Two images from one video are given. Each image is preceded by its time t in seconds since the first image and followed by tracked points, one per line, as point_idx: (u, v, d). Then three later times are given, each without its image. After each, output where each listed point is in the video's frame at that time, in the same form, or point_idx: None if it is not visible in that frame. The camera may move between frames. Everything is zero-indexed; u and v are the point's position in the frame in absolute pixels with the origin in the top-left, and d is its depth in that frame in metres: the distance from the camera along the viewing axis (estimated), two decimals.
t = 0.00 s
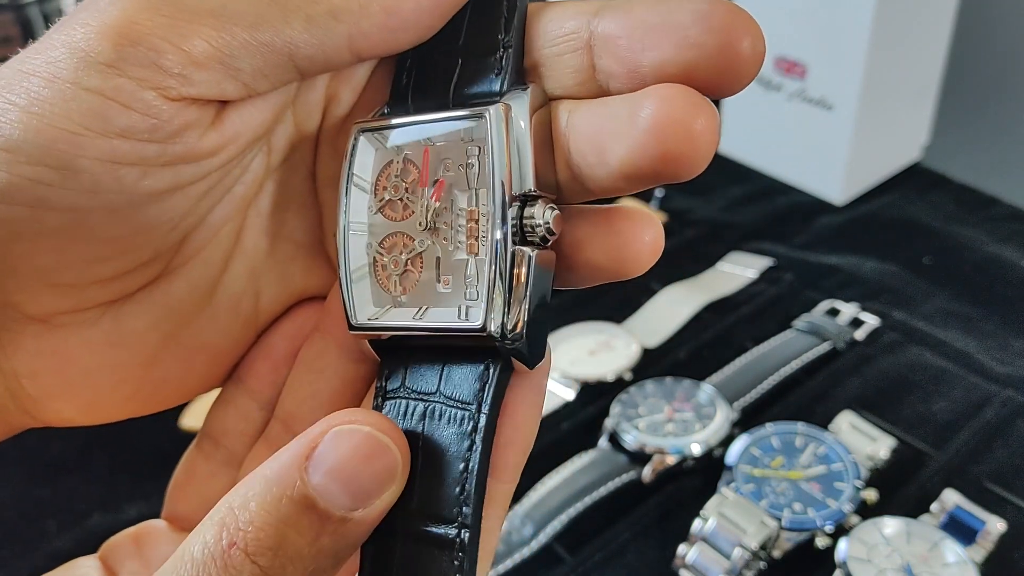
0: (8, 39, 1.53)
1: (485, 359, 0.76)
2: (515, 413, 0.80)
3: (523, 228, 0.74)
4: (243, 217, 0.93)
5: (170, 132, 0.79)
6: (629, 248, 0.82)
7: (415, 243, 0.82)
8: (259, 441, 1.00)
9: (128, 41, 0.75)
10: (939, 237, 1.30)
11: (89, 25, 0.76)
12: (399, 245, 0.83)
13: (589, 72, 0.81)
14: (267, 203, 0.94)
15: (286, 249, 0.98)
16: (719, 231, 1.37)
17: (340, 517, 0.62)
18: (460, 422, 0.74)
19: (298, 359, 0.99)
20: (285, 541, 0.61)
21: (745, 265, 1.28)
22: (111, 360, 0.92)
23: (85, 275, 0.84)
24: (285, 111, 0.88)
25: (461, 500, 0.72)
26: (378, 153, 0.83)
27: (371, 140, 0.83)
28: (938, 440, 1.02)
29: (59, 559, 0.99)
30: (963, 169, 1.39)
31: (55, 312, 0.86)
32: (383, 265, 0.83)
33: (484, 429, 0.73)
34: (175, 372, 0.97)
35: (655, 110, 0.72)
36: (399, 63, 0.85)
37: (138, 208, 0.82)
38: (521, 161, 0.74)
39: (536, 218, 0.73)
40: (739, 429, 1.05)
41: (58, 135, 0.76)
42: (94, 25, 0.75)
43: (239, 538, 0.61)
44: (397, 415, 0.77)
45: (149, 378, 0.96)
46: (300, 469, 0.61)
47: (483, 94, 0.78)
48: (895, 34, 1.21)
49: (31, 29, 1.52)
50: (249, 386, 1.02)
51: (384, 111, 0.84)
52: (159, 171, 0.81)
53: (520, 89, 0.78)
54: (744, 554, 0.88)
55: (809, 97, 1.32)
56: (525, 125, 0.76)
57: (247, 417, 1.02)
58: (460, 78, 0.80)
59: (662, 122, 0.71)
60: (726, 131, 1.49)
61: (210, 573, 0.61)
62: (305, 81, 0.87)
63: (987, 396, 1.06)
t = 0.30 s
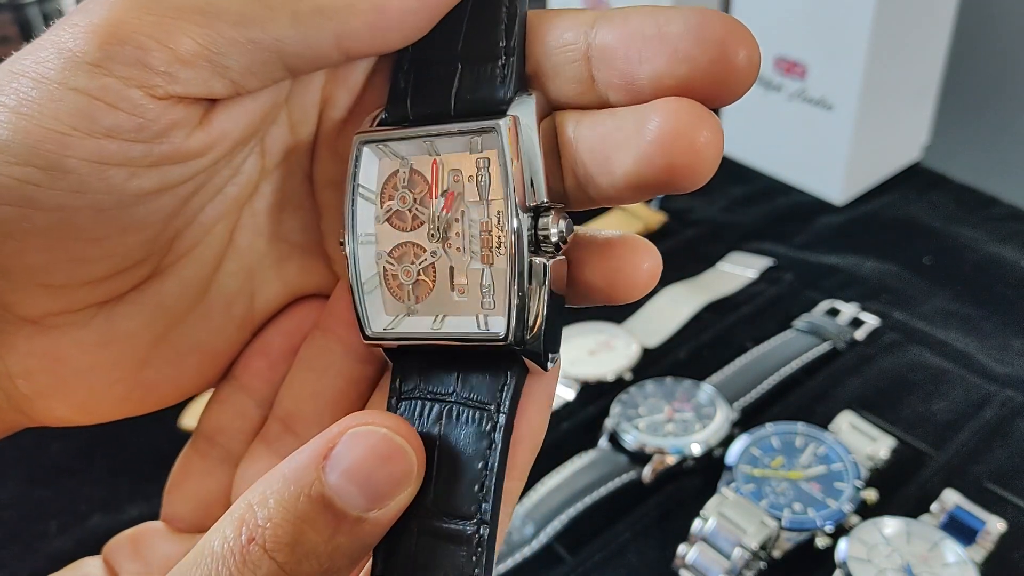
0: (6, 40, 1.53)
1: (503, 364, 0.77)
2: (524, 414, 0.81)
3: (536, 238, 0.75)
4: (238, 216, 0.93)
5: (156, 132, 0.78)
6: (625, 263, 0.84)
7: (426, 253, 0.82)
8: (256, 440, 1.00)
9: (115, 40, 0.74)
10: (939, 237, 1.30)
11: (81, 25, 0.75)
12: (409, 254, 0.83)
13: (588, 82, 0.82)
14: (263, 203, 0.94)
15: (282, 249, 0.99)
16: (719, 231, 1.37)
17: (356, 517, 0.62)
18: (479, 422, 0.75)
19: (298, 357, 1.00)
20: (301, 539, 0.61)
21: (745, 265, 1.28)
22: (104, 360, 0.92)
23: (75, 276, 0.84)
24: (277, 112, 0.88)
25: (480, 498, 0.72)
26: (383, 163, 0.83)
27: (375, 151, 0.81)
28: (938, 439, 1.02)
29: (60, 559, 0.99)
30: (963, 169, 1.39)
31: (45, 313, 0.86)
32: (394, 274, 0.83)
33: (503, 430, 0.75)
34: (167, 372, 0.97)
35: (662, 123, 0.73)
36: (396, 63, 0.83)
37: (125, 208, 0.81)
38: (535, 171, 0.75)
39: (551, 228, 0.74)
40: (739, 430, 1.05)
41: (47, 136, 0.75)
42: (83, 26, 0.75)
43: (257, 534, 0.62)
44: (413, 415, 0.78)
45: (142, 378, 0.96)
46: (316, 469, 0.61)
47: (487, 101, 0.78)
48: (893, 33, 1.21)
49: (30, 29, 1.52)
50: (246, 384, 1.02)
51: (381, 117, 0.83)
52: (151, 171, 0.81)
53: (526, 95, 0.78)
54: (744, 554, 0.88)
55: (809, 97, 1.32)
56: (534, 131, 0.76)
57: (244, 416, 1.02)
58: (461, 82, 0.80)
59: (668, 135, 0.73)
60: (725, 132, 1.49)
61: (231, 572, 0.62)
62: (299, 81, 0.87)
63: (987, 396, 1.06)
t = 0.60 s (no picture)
0: (7, 42, 1.53)
1: (515, 374, 0.79)
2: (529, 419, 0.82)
3: (553, 249, 0.76)
4: (239, 228, 0.93)
5: (154, 142, 0.77)
6: (633, 257, 0.84)
7: (437, 264, 0.82)
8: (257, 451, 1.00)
9: (113, 51, 0.73)
10: (939, 237, 1.30)
11: (78, 39, 0.75)
12: (418, 265, 0.82)
13: (597, 90, 0.83)
14: (262, 216, 0.94)
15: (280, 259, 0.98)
16: (719, 232, 1.36)
17: (366, 521, 0.62)
18: (493, 430, 0.77)
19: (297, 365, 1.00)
20: (311, 541, 0.61)
21: (745, 265, 1.28)
22: (103, 372, 0.92)
23: (76, 287, 0.85)
24: (276, 123, 0.89)
25: (500, 506, 0.75)
26: (392, 173, 0.82)
27: (387, 160, 0.80)
28: (938, 439, 1.02)
29: (60, 559, 0.99)
30: (963, 169, 1.39)
31: (44, 327, 0.87)
32: (401, 285, 0.82)
33: (517, 439, 0.76)
34: (166, 383, 0.98)
35: (679, 124, 0.75)
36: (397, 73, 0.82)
37: (122, 219, 0.81)
38: (553, 187, 0.77)
39: (568, 240, 0.76)
40: (738, 429, 1.05)
41: (44, 147, 0.75)
42: (82, 38, 0.74)
43: (267, 533, 0.61)
44: (424, 426, 0.78)
45: (142, 391, 0.97)
46: (329, 472, 0.61)
47: (499, 116, 0.79)
48: (891, 36, 1.21)
49: (31, 30, 1.52)
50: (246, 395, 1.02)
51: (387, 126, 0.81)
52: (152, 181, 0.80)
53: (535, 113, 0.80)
54: (743, 554, 0.88)
55: (809, 97, 1.32)
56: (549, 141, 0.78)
57: (243, 425, 1.02)
58: (469, 95, 0.80)
59: (686, 136, 0.74)
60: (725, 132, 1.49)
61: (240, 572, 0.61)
62: (300, 91, 0.87)
63: (987, 396, 1.06)
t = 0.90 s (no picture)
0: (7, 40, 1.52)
1: (515, 378, 0.79)
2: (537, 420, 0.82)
3: (554, 254, 0.77)
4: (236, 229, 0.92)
5: (150, 146, 0.78)
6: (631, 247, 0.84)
7: (437, 268, 0.81)
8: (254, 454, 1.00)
9: (109, 56, 0.74)
10: (939, 237, 1.30)
11: (76, 44, 0.75)
12: (418, 270, 0.81)
13: (598, 92, 0.83)
14: (258, 220, 0.93)
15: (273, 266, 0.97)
16: (719, 232, 1.36)
17: (371, 520, 0.63)
18: (496, 433, 0.77)
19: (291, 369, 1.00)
20: (317, 537, 0.61)
21: (745, 265, 1.28)
22: (102, 373, 0.92)
23: (75, 290, 0.85)
24: (271, 128, 0.88)
25: (500, 509, 0.75)
26: (392, 178, 0.80)
27: (388, 165, 0.80)
28: (938, 439, 1.02)
29: (58, 558, 0.99)
30: (962, 169, 1.39)
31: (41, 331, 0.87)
32: (400, 290, 0.81)
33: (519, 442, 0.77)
34: (166, 386, 0.97)
35: (680, 121, 0.75)
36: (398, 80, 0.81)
37: (119, 223, 0.81)
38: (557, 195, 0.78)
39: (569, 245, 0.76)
40: (738, 430, 1.05)
41: (42, 152, 0.76)
42: (78, 44, 0.75)
43: (269, 532, 0.60)
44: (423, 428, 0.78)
45: (142, 393, 0.96)
46: (333, 471, 0.62)
47: (499, 124, 0.80)
48: (891, 37, 1.21)
49: (31, 29, 1.52)
50: (242, 398, 1.02)
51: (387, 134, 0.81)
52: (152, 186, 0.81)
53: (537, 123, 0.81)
54: (744, 554, 0.88)
55: (809, 97, 1.31)
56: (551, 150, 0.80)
57: (237, 427, 1.02)
58: (469, 106, 0.80)
59: (688, 133, 0.74)
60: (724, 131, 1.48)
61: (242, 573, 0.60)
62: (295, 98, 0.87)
63: (987, 396, 1.06)
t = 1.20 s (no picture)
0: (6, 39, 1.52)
1: (491, 361, 0.78)
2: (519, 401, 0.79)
3: (524, 231, 0.75)
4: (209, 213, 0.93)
5: (118, 124, 0.77)
6: (609, 223, 0.83)
7: (408, 248, 0.82)
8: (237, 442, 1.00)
9: (74, 32, 0.73)
10: (939, 237, 1.30)
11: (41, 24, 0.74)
12: (389, 250, 0.82)
13: (573, 60, 0.81)
14: (235, 202, 0.94)
15: (243, 256, 0.99)
16: (720, 232, 1.36)
17: (342, 510, 0.63)
18: (466, 420, 0.76)
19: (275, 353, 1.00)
20: (287, 531, 0.61)
21: (745, 265, 1.28)
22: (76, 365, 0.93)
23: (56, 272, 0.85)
24: (248, 106, 0.88)
25: (471, 499, 0.74)
26: (359, 156, 0.82)
27: (353, 143, 0.80)
28: (938, 440, 1.02)
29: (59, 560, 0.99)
30: (962, 169, 1.39)
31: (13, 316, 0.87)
32: (373, 270, 0.82)
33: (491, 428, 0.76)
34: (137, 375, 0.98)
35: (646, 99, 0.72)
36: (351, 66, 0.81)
37: (89, 203, 0.81)
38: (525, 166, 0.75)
39: (539, 220, 0.74)
40: (739, 430, 1.05)
41: (5, 130, 0.74)
42: (41, 20, 0.74)
43: (235, 528, 0.61)
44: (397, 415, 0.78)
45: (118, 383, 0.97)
46: (301, 460, 0.62)
47: (468, 96, 0.78)
48: (891, 36, 1.21)
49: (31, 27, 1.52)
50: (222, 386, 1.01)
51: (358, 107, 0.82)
52: (126, 173, 0.81)
53: (509, 89, 0.78)
54: (743, 554, 0.88)
55: (809, 97, 1.31)
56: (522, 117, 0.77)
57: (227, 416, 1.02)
58: (443, 73, 0.79)
59: (653, 113, 0.72)
60: (725, 130, 1.47)
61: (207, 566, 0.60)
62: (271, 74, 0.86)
63: (987, 396, 1.06)
